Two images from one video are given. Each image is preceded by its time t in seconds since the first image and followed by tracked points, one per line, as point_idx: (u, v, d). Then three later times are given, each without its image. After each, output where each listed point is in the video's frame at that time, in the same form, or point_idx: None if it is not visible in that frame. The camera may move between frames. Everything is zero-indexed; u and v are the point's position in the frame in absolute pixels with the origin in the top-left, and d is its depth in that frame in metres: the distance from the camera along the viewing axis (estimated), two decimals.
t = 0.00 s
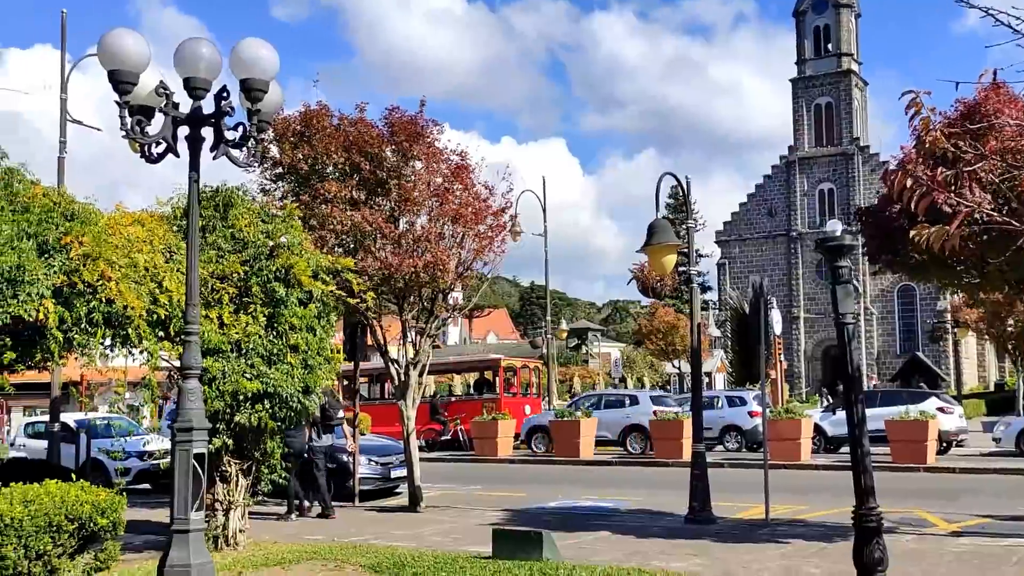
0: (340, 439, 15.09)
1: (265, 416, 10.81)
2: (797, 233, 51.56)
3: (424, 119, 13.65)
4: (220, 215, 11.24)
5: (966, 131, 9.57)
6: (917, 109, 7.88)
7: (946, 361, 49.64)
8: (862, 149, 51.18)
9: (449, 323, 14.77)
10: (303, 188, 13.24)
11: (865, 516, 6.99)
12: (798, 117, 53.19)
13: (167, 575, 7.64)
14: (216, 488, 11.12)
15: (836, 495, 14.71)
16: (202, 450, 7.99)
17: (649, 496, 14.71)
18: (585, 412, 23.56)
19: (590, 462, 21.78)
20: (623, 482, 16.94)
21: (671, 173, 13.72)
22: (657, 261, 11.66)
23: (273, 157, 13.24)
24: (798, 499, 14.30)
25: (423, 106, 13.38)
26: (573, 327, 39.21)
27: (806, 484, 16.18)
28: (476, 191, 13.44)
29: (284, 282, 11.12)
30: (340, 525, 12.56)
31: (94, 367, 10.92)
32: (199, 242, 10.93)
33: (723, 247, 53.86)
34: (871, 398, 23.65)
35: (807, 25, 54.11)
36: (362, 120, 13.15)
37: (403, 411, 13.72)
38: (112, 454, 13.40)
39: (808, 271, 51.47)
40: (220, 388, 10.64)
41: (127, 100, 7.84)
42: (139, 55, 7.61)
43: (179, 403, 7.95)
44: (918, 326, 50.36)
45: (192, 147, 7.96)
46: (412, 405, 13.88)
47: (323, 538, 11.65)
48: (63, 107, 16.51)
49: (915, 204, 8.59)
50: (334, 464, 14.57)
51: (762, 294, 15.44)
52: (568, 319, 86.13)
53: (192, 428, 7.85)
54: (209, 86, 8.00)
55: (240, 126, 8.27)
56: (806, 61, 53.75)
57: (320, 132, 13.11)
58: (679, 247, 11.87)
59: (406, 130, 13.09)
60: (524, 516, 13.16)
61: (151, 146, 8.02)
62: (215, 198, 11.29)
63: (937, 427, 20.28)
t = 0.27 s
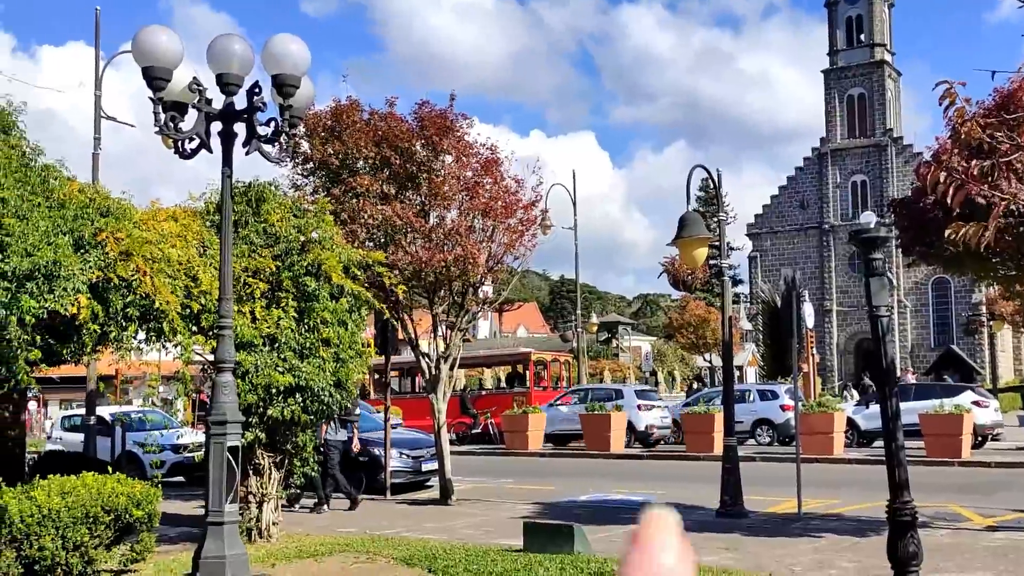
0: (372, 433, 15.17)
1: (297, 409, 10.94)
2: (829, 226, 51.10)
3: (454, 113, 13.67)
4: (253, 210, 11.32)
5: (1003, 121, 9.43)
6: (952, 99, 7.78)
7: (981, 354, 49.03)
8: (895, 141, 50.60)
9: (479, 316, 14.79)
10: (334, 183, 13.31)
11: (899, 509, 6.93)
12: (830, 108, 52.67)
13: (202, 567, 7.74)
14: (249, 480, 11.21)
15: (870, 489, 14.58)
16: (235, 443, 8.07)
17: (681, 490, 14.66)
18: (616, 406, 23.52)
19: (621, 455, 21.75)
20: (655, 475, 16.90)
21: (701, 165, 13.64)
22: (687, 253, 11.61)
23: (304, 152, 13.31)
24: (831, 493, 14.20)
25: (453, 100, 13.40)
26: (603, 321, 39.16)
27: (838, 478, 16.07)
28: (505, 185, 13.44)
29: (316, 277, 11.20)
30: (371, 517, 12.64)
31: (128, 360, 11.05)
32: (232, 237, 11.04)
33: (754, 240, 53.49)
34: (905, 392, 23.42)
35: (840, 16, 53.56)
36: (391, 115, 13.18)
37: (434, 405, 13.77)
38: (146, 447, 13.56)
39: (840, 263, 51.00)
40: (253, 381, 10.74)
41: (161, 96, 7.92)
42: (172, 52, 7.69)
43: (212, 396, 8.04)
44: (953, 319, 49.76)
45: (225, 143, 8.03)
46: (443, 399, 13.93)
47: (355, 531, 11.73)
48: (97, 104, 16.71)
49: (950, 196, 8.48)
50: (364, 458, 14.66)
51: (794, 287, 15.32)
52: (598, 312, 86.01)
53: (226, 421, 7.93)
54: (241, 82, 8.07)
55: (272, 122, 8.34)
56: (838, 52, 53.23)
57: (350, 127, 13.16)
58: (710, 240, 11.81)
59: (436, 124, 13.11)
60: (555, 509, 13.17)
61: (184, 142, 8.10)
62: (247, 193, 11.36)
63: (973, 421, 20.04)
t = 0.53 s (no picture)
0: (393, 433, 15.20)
1: (317, 408, 10.96)
2: (850, 223, 50.80)
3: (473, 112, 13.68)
4: (273, 210, 11.40)
5: None
6: (974, 96, 7.72)
7: (1005, 353, 48.59)
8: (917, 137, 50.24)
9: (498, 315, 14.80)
10: (353, 183, 13.34)
11: (922, 509, 6.88)
12: (851, 105, 52.35)
13: (223, 565, 7.78)
14: (270, 479, 11.25)
15: (892, 488, 14.50)
16: (257, 442, 8.11)
17: (701, 489, 14.63)
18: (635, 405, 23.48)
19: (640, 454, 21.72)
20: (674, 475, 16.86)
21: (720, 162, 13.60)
22: (707, 252, 11.57)
23: (323, 152, 13.36)
24: (852, 492, 14.13)
25: (471, 99, 13.41)
26: (622, 320, 39.07)
27: (860, 477, 15.98)
28: (524, 184, 13.44)
29: (335, 277, 11.23)
30: (391, 516, 12.67)
31: (149, 360, 11.12)
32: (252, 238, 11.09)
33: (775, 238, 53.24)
34: (927, 391, 23.26)
35: (860, 12, 53.22)
36: (410, 114, 13.22)
37: (453, 404, 13.80)
38: (167, 446, 13.66)
39: (861, 261, 50.68)
40: (273, 380, 10.75)
41: (181, 98, 7.96)
42: (193, 53, 7.73)
43: (234, 396, 8.07)
44: (975, 317, 49.35)
45: (245, 143, 8.07)
46: (463, 398, 13.95)
47: (375, 529, 11.76)
48: (119, 106, 16.83)
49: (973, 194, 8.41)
50: (385, 457, 14.66)
51: (815, 286, 15.23)
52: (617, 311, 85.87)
53: (248, 421, 7.96)
54: (261, 83, 8.10)
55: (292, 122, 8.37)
56: (858, 48, 52.89)
57: (369, 127, 13.18)
58: (730, 238, 11.76)
59: (455, 123, 13.13)
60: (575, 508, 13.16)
61: (205, 142, 8.14)
62: (267, 194, 11.42)
63: (996, 420, 19.88)
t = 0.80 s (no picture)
0: (406, 433, 15.22)
1: (331, 410, 11.01)
2: (862, 223, 50.63)
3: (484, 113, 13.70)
4: (285, 213, 11.38)
5: None
6: (988, 95, 7.69)
7: (1019, 352, 48.33)
8: (929, 136, 50.04)
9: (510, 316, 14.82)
10: (365, 184, 13.36)
11: (937, 510, 6.86)
12: (862, 104, 52.16)
13: (239, 566, 7.80)
14: (283, 480, 11.25)
15: (906, 488, 14.45)
16: (272, 443, 8.12)
17: (713, 489, 14.62)
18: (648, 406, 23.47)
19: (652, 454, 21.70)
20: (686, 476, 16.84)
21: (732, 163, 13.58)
22: (720, 252, 11.56)
23: (335, 154, 13.40)
24: (865, 492, 14.09)
25: (482, 100, 13.42)
26: (633, 320, 39.03)
27: (874, 478, 15.93)
28: (536, 185, 13.44)
29: (347, 278, 11.22)
30: (404, 517, 12.70)
31: (163, 362, 11.17)
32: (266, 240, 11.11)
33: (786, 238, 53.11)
34: (940, 391, 23.16)
35: (871, 11, 53.02)
36: (422, 116, 13.26)
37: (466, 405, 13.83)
38: (181, 446, 13.73)
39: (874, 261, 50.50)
40: (286, 382, 10.80)
41: (196, 101, 8.00)
42: (207, 56, 7.77)
43: (248, 397, 8.10)
44: (989, 316, 49.11)
45: (259, 146, 8.10)
46: (475, 399, 13.97)
47: (388, 530, 11.79)
48: (132, 108, 16.91)
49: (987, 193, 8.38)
50: (397, 457, 14.70)
51: (827, 286, 15.20)
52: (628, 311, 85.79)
53: (263, 422, 7.98)
54: (274, 86, 8.13)
55: (306, 124, 8.40)
56: (870, 48, 52.69)
57: (382, 128, 13.22)
58: (742, 238, 11.75)
59: (466, 124, 13.14)
60: (588, 509, 13.16)
61: (219, 145, 8.18)
62: (280, 195, 11.44)
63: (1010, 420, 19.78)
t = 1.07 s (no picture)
0: (416, 438, 15.23)
1: (340, 415, 11.03)
2: (871, 225, 50.52)
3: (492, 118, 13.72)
4: (293, 217, 11.33)
5: None
6: (997, 97, 7.67)
7: None
8: (937, 138, 49.92)
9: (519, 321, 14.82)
10: (373, 189, 13.37)
11: (949, 513, 6.82)
12: (869, 106, 52.07)
13: (249, 572, 7.81)
14: (293, 486, 11.26)
15: (917, 491, 14.41)
16: (281, 449, 8.12)
17: (723, 493, 14.59)
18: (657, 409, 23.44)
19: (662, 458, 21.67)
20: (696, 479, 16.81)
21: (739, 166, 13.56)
22: (727, 255, 11.55)
23: (343, 159, 13.42)
24: (875, 495, 14.04)
25: (490, 105, 13.43)
26: (642, 324, 39.01)
27: (884, 480, 15.89)
28: (544, 189, 13.43)
29: (357, 283, 11.28)
30: (413, 522, 12.70)
31: (171, 368, 11.17)
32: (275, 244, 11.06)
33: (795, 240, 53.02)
34: (951, 393, 23.09)
35: (878, 13, 52.94)
36: (430, 121, 13.26)
37: (475, 410, 13.83)
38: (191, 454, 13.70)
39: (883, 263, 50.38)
40: (295, 387, 10.72)
41: (204, 107, 8.02)
42: (215, 63, 7.79)
43: (258, 403, 8.10)
44: (999, 318, 48.94)
45: (268, 152, 8.12)
46: (484, 404, 13.96)
47: (398, 535, 11.80)
48: (139, 116, 16.97)
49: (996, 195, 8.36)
50: (407, 462, 14.71)
51: (836, 289, 15.19)
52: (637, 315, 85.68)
53: (272, 428, 7.99)
54: (283, 92, 8.15)
55: (314, 130, 8.41)
56: (877, 49, 52.59)
57: (390, 134, 13.24)
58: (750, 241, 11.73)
59: (474, 129, 13.16)
60: (597, 513, 13.14)
61: (228, 151, 8.20)
62: (288, 200, 11.43)
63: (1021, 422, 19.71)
